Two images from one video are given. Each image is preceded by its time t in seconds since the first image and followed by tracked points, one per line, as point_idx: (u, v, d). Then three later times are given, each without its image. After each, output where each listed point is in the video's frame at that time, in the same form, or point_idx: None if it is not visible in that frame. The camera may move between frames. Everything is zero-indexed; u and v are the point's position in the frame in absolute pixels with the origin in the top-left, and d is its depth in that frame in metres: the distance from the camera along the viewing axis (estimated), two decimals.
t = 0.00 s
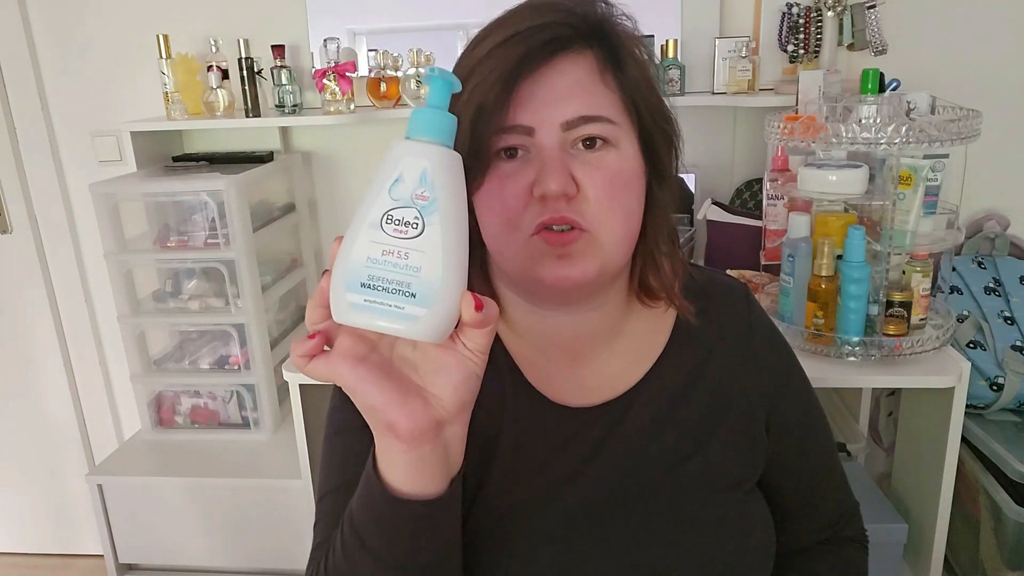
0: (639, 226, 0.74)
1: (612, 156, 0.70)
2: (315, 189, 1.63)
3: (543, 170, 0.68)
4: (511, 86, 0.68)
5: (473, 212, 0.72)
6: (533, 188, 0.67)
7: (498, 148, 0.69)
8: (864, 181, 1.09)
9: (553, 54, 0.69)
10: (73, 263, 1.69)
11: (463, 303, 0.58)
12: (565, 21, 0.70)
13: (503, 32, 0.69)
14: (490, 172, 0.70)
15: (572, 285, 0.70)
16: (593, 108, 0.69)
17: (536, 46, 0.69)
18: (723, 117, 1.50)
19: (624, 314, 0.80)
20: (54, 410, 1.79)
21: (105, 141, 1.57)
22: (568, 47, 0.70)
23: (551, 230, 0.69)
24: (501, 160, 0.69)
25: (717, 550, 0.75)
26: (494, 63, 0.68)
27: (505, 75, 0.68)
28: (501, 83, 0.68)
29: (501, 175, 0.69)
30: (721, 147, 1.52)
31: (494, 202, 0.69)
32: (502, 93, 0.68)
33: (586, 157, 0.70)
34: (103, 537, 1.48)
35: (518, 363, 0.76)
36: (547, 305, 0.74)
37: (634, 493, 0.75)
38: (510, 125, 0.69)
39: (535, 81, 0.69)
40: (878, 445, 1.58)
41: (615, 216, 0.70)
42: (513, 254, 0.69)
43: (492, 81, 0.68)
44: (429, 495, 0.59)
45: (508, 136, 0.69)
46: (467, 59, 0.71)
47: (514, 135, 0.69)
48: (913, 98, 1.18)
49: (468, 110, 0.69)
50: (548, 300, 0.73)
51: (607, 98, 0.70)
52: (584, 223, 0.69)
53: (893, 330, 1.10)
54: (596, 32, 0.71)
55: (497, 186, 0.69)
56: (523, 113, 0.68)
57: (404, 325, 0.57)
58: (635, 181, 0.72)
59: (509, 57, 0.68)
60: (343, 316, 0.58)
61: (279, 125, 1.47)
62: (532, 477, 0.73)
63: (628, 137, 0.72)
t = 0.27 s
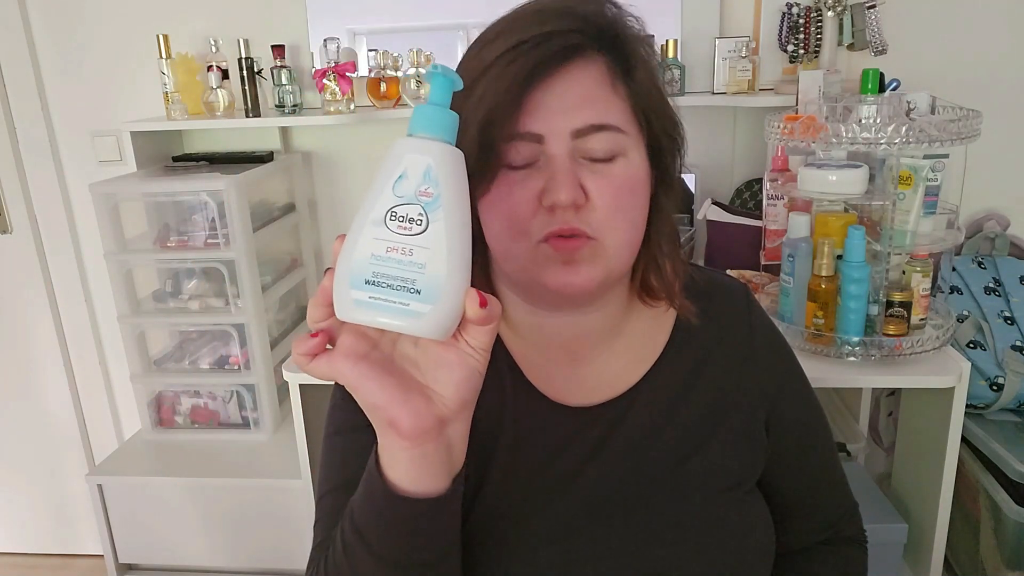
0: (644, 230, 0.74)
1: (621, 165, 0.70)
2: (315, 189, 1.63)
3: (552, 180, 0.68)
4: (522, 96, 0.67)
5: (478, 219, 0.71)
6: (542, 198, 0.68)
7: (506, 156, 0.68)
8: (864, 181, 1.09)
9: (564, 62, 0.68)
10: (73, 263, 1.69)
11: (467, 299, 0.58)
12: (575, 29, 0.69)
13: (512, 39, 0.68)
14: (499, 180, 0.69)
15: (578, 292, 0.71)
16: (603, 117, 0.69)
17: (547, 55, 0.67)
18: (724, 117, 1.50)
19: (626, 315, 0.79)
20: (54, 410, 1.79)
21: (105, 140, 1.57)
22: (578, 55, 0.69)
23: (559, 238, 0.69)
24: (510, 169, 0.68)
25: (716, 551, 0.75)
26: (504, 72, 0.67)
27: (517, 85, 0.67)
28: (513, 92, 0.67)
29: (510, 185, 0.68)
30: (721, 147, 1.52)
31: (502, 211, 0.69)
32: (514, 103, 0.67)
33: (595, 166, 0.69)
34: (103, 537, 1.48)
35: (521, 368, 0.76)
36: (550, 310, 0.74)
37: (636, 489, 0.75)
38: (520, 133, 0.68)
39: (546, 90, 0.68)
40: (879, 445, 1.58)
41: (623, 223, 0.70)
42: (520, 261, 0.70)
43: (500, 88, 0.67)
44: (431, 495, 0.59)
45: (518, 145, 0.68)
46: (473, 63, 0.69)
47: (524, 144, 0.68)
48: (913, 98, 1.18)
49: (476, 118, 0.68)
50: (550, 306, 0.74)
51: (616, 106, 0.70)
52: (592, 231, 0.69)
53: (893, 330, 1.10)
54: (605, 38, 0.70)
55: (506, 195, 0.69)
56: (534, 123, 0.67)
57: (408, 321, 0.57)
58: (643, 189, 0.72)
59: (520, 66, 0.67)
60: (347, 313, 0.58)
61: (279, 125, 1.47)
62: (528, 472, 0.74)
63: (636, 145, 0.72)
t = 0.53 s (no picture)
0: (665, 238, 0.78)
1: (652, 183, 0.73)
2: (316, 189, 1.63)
3: (591, 203, 0.70)
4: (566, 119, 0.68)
5: (507, 230, 0.74)
6: (578, 220, 0.71)
7: (542, 175, 0.70)
8: (864, 181, 1.09)
9: (604, 83, 0.69)
10: (73, 263, 1.69)
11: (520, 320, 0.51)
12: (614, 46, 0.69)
13: (554, 56, 0.67)
14: (534, 198, 0.71)
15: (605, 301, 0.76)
16: (638, 137, 0.71)
17: (588, 75, 0.68)
18: (724, 117, 1.50)
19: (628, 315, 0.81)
20: (54, 410, 1.79)
21: (105, 141, 1.57)
22: (616, 73, 0.69)
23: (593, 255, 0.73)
24: (546, 189, 0.71)
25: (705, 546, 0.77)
26: (547, 94, 0.68)
27: (560, 108, 0.68)
28: (556, 115, 0.68)
29: (545, 204, 0.71)
30: (721, 147, 1.52)
31: (536, 229, 0.72)
32: (557, 126, 0.68)
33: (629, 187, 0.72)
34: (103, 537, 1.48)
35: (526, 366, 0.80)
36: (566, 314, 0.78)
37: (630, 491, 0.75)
38: (560, 157, 0.69)
39: (587, 112, 0.69)
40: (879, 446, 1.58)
41: (648, 238, 0.74)
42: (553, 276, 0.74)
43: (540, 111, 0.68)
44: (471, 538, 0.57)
45: (557, 166, 0.70)
46: (507, 72, 0.68)
47: (562, 167, 0.70)
48: (913, 98, 1.18)
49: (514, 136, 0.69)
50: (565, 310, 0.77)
51: (649, 124, 0.72)
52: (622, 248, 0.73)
53: (893, 330, 1.10)
54: (641, 53, 0.71)
55: (542, 215, 0.72)
56: (574, 145, 0.69)
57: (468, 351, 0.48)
58: (668, 205, 0.75)
59: (563, 89, 0.68)
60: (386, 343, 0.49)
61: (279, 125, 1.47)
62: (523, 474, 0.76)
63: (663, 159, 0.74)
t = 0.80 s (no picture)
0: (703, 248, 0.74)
1: (698, 187, 0.68)
2: (316, 189, 1.63)
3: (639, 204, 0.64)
4: (614, 114, 0.62)
5: (543, 234, 0.67)
6: (625, 221, 0.64)
7: (585, 175, 0.64)
8: (864, 181, 1.09)
9: (655, 78, 0.63)
10: (73, 263, 1.69)
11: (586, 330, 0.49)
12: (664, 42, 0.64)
13: (601, 49, 0.62)
14: (575, 198, 0.65)
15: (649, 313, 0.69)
16: (686, 137, 0.66)
17: (639, 68, 0.62)
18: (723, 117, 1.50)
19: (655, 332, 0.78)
20: (54, 411, 1.79)
21: (105, 141, 1.58)
22: (667, 69, 0.64)
23: (639, 259, 0.66)
24: (589, 189, 0.65)
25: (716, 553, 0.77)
26: (595, 86, 0.62)
27: (608, 101, 0.62)
28: (604, 109, 0.62)
29: (588, 204, 0.64)
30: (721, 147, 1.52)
31: (576, 230, 0.65)
32: (604, 121, 0.62)
33: (676, 187, 0.67)
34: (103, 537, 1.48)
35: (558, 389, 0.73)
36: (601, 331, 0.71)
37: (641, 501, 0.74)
38: (606, 153, 0.63)
39: (638, 108, 0.63)
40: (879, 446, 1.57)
41: (694, 243, 0.69)
42: (593, 282, 0.66)
43: (587, 102, 0.62)
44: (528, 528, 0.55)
45: (602, 164, 0.64)
46: (549, 67, 0.63)
47: (607, 165, 0.64)
48: (913, 98, 1.18)
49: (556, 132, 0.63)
50: (600, 327, 0.71)
51: (696, 125, 0.67)
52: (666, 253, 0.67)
53: (893, 330, 1.10)
54: (693, 52, 0.67)
55: (584, 216, 0.64)
56: (620, 143, 0.63)
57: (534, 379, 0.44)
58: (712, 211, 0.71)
59: (612, 82, 0.62)
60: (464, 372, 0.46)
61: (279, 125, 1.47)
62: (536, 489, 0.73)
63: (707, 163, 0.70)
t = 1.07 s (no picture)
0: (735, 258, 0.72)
1: (733, 193, 0.66)
2: (316, 189, 1.63)
3: (672, 215, 0.62)
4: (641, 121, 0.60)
5: (572, 249, 0.64)
6: (659, 233, 0.62)
7: (615, 185, 0.62)
8: (864, 181, 1.09)
9: (682, 81, 0.61)
10: (72, 263, 1.69)
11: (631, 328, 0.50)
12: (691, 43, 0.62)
13: (624, 54, 0.60)
14: (605, 211, 0.62)
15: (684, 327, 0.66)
16: (717, 141, 0.63)
17: (665, 71, 0.60)
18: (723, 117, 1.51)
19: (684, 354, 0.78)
20: (54, 410, 1.79)
21: (104, 140, 1.58)
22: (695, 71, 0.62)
23: (674, 272, 0.63)
24: (620, 200, 0.62)
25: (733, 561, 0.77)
26: (621, 92, 0.59)
27: (635, 108, 0.60)
28: (631, 116, 0.60)
29: (619, 216, 0.62)
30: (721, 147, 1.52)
31: (608, 245, 0.62)
32: (633, 129, 0.60)
33: (710, 195, 0.64)
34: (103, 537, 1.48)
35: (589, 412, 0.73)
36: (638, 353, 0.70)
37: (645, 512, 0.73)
38: (637, 163, 0.61)
39: (668, 115, 0.61)
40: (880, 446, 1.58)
41: (730, 251, 0.66)
42: (626, 299, 0.64)
43: (615, 110, 0.60)
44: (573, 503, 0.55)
45: (632, 173, 0.61)
46: (571, 76, 0.61)
47: (637, 175, 0.62)
48: (913, 98, 1.18)
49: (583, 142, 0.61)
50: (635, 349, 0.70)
51: (727, 128, 0.65)
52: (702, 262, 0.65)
53: (893, 330, 1.10)
54: (721, 54, 0.64)
55: (615, 229, 0.62)
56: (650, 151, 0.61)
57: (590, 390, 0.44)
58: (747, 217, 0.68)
59: (639, 87, 0.60)
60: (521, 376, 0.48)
61: (279, 125, 1.47)
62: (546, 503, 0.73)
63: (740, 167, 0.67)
